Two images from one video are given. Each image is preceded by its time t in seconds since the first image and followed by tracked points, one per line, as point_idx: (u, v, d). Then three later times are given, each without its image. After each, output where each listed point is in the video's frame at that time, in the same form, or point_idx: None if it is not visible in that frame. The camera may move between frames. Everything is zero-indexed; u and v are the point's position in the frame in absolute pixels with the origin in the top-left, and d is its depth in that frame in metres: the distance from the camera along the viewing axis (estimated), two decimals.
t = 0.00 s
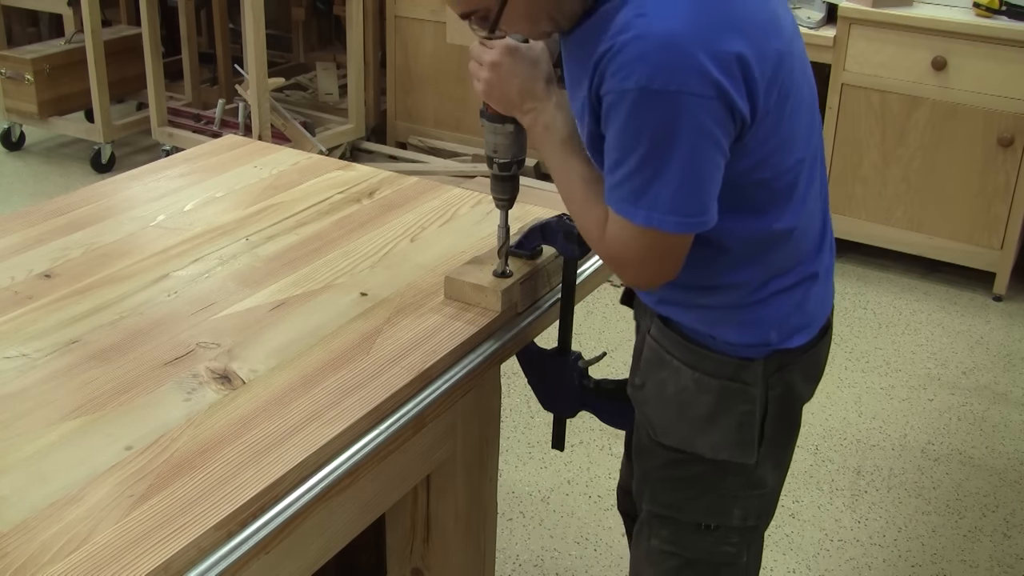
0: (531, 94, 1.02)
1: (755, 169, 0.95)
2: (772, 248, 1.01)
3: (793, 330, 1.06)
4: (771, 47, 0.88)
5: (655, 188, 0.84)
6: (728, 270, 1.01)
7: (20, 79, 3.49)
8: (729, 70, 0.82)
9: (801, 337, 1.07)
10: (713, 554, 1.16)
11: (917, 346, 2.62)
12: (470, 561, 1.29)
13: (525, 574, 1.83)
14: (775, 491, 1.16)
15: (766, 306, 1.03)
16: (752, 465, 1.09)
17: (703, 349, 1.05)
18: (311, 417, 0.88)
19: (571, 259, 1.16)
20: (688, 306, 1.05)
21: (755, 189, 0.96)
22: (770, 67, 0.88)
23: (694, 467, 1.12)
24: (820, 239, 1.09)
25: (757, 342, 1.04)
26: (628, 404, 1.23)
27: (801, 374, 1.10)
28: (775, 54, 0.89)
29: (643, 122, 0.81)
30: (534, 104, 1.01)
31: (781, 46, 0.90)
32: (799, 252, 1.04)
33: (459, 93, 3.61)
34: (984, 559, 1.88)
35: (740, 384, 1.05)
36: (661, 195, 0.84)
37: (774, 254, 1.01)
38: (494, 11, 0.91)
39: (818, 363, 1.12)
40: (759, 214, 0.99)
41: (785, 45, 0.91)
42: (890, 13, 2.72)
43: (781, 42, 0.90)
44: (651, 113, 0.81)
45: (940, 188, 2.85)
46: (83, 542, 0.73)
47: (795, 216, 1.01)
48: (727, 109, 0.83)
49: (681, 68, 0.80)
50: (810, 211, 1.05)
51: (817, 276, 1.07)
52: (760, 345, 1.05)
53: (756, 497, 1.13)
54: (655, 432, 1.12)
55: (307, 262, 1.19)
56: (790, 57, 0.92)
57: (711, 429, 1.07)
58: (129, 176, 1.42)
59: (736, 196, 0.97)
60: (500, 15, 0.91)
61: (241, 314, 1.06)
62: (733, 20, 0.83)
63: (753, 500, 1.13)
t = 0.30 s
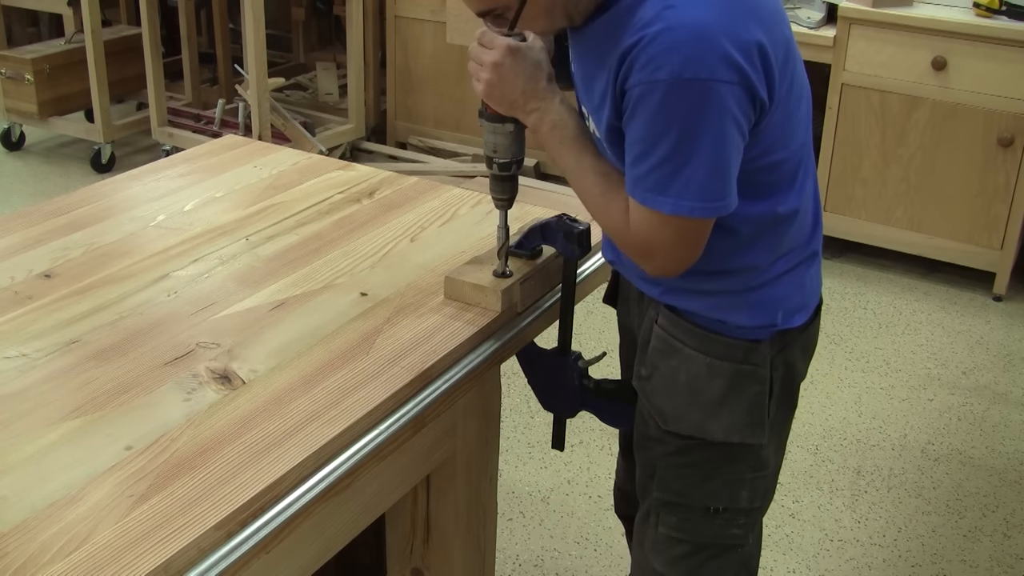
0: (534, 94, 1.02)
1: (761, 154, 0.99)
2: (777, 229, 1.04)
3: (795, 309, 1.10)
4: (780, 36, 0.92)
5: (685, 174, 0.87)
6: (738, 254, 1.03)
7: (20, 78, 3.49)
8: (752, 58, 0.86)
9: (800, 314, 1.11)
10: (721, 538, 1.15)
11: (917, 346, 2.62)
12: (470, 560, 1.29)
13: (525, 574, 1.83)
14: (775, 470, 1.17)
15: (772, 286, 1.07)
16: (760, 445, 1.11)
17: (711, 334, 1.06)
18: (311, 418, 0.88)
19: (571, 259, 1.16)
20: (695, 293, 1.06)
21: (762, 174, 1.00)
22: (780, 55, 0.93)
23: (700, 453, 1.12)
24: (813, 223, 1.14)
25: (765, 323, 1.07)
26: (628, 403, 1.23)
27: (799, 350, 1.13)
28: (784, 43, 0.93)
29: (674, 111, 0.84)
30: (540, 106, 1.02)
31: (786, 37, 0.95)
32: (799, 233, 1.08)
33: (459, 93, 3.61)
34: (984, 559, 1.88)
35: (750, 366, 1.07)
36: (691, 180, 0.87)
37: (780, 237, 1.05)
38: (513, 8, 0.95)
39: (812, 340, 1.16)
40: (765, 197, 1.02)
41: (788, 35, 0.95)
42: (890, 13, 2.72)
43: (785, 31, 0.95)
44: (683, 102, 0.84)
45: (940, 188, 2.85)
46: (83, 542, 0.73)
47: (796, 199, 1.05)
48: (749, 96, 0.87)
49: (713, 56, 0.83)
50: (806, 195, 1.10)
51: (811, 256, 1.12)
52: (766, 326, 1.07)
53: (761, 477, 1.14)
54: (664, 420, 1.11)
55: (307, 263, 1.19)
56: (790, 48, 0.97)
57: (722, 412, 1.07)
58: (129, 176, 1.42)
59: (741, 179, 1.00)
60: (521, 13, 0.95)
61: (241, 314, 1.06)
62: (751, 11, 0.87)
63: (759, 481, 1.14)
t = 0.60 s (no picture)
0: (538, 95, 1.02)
1: (762, 154, 0.99)
2: (777, 227, 1.05)
3: (792, 306, 1.10)
4: (783, 33, 0.92)
5: (692, 173, 0.87)
6: (737, 251, 1.03)
7: (20, 78, 3.49)
8: (757, 56, 0.86)
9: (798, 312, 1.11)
10: (717, 535, 1.15)
11: (917, 346, 2.62)
12: (470, 559, 1.29)
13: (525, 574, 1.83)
14: (771, 467, 1.17)
15: (771, 283, 1.07)
16: (757, 442, 1.11)
17: (707, 330, 1.06)
18: (311, 417, 0.88)
19: (571, 259, 1.17)
20: (692, 290, 1.06)
21: (763, 173, 1.00)
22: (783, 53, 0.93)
23: (697, 450, 1.12)
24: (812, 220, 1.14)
25: (762, 320, 1.07)
26: (627, 403, 1.23)
27: (794, 348, 1.13)
28: (786, 41, 0.93)
29: (681, 108, 0.85)
30: (544, 104, 1.02)
31: (790, 34, 0.95)
32: (798, 232, 1.09)
33: (459, 93, 3.61)
34: (984, 559, 1.88)
35: (746, 362, 1.07)
36: (696, 178, 0.87)
37: (780, 235, 1.05)
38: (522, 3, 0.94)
39: (809, 336, 1.16)
40: (767, 195, 1.03)
41: (791, 33, 0.95)
42: (890, 13, 2.72)
43: (788, 28, 0.95)
44: (690, 99, 0.84)
45: (940, 188, 2.85)
46: (83, 542, 0.73)
47: (795, 198, 1.05)
48: (754, 94, 0.87)
49: (718, 54, 0.83)
50: (806, 193, 1.10)
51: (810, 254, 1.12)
52: (762, 323, 1.07)
53: (757, 475, 1.14)
54: (662, 417, 1.11)
55: (307, 262, 1.19)
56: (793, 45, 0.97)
57: (718, 408, 1.07)
58: (129, 176, 1.42)
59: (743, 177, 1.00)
60: (529, 7, 0.94)
61: (241, 314, 1.06)
62: (756, 7, 0.87)
63: (755, 478, 1.14)
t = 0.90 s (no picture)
0: (541, 104, 1.02)
1: (764, 152, 0.99)
2: (779, 226, 1.05)
3: (794, 305, 1.10)
4: (784, 31, 0.92)
5: (695, 173, 0.87)
6: (739, 250, 1.04)
7: (20, 79, 3.49)
8: (758, 55, 0.86)
9: (800, 311, 1.11)
10: (721, 534, 1.15)
11: (917, 346, 2.62)
12: (470, 559, 1.29)
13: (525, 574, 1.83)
14: (774, 466, 1.17)
15: (773, 282, 1.07)
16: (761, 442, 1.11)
17: (711, 330, 1.06)
18: (311, 418, 0.88)
19: (571, 259, 1.17)
20: (696, 289, 1.06)
21: (764, 171, 1.01)
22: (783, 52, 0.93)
23: (699, 450, 1.12)
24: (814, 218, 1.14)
25: (765, 319, 1.07)
26: (628, 404, 1.23)
27: (797, 347, 1.13)
28: (787, 40, 0.93)
29: (683, 108, 0.84)
30: (547, 112, 1.02)
31: (790, 33, 0.95)
32: (800, 230, 1.09)
33: (459, 93, 3.61)
34: (984, 559, 1.88)
35: (749, 362, 1.07)
36: (699, 178, 0.87)
37: (783, 234, 1.05)
38: (522, 5, 0.94)
39: (811, 335, 1.16)
40: (769, 194, 1.03)
41: (792, 33, 0.95)
42: (890, 13, 2.72)
43: (790, 27, 0.95)
44: (692, 99, 0.84)
45: (940, 188, 2.85)
46: (83, 542, 0.73)
47: (798, 196, 1.06)
48: (756, 92, 0.87)
49: (719, 53, 0.83)
50: (807, 192, 1.10)
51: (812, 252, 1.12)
52: (766, 323, 1.07)
53: (760, 474, 1.14)
54: (665, 417, 1.11)
55: (307, 262, 1.19)
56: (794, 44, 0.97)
57: (722, 408, 1.07)
58: (129, 176, 1.42)
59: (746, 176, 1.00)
60: (528, 10, 0.94)
61: (241, 314, 1.06)
62: (756, 6, 0.87)
63: (758, 477, 1.14)
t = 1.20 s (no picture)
0: (543, 108, 1.02)
1: (765, 151, 0.99)
2: (780, 225, 1.05)
3: (795, 305, 1.10)
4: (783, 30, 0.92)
5: (697, 173, 0.87)
6: (740, 249, 1.04)
7: (20, 79, 3.50)
8: (758, 53, 0.86)
9: (801, 310, 1.11)
10: (722, 534, 1.15)
11: (917, 346, 2.62)
12: (470, 559, 1.29)
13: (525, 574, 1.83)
14: (775, 465, 1.17)
15: (774, 282, 1.07)
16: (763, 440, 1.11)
17: (713, 330, 1.06)
18: (311, 418, 0.88)
19: (571, 259, 1.17)
20: (697, 288, 1.06)
21: (765, 170, 1.01)
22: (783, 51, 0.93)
23: (701, 449, 1.12)
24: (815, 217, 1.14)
25: (767, 319, 1.07)
26: (628, 403, 1.23)
27: (797, 346, 1.13)
28: (786, 39, 0.93)
29: (684, 108, 0.84)
30: (549, 116, 1.02)
31: (790, 32, 0.95)
32: (800, 229, 1.09)
33: (459, 93, 3.61)
34: (984, 559, 1.88)
35: (751, 361, 1.07)
36: (702, 178, 0.87)
37: (784, 233, 1.05)
38: (520, 9, 0.94)
39: (811, 334, 1.16)
40: (770, 193, 1.03)
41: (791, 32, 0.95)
42: (890, 13, 2.71)
43: (789, 26, 0.95)
44: (693, 99, 0.84)
45: (940, 188, 2.85)
46: (83, 542, 0.73)
47: (798, 195, 1.06)
48: (756, 90, 0.87)
49: (719, 52, 0.83)
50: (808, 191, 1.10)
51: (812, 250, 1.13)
52: (767, 322, 1.07)
53: (761, 473, 1.14)
54: (666, 417, 1.11)
55: (307, 262, 1.19)
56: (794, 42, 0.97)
57: (723, 408, 1.07)
58: (129, 176, 1.42)
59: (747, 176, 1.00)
60: (527, 13, 0.94)
61: (241, 314, 1.06)
62: (755, 5, 0.87)
63: (759, 476, 1.14)
